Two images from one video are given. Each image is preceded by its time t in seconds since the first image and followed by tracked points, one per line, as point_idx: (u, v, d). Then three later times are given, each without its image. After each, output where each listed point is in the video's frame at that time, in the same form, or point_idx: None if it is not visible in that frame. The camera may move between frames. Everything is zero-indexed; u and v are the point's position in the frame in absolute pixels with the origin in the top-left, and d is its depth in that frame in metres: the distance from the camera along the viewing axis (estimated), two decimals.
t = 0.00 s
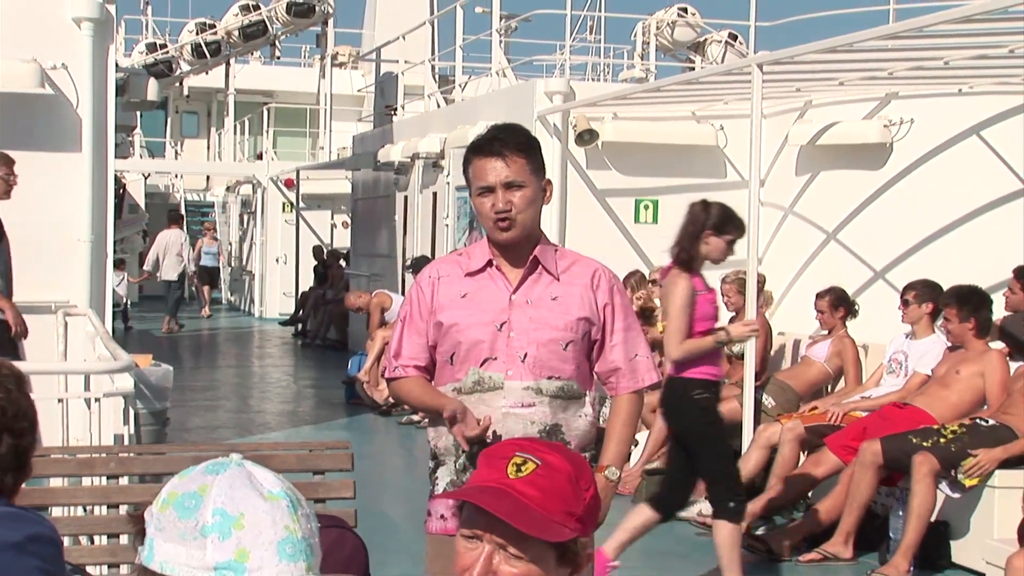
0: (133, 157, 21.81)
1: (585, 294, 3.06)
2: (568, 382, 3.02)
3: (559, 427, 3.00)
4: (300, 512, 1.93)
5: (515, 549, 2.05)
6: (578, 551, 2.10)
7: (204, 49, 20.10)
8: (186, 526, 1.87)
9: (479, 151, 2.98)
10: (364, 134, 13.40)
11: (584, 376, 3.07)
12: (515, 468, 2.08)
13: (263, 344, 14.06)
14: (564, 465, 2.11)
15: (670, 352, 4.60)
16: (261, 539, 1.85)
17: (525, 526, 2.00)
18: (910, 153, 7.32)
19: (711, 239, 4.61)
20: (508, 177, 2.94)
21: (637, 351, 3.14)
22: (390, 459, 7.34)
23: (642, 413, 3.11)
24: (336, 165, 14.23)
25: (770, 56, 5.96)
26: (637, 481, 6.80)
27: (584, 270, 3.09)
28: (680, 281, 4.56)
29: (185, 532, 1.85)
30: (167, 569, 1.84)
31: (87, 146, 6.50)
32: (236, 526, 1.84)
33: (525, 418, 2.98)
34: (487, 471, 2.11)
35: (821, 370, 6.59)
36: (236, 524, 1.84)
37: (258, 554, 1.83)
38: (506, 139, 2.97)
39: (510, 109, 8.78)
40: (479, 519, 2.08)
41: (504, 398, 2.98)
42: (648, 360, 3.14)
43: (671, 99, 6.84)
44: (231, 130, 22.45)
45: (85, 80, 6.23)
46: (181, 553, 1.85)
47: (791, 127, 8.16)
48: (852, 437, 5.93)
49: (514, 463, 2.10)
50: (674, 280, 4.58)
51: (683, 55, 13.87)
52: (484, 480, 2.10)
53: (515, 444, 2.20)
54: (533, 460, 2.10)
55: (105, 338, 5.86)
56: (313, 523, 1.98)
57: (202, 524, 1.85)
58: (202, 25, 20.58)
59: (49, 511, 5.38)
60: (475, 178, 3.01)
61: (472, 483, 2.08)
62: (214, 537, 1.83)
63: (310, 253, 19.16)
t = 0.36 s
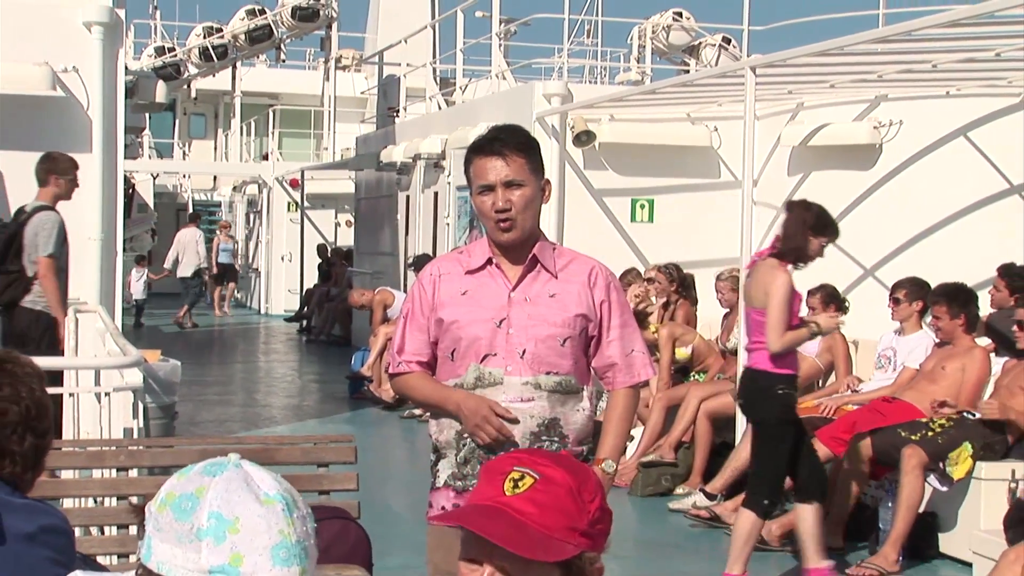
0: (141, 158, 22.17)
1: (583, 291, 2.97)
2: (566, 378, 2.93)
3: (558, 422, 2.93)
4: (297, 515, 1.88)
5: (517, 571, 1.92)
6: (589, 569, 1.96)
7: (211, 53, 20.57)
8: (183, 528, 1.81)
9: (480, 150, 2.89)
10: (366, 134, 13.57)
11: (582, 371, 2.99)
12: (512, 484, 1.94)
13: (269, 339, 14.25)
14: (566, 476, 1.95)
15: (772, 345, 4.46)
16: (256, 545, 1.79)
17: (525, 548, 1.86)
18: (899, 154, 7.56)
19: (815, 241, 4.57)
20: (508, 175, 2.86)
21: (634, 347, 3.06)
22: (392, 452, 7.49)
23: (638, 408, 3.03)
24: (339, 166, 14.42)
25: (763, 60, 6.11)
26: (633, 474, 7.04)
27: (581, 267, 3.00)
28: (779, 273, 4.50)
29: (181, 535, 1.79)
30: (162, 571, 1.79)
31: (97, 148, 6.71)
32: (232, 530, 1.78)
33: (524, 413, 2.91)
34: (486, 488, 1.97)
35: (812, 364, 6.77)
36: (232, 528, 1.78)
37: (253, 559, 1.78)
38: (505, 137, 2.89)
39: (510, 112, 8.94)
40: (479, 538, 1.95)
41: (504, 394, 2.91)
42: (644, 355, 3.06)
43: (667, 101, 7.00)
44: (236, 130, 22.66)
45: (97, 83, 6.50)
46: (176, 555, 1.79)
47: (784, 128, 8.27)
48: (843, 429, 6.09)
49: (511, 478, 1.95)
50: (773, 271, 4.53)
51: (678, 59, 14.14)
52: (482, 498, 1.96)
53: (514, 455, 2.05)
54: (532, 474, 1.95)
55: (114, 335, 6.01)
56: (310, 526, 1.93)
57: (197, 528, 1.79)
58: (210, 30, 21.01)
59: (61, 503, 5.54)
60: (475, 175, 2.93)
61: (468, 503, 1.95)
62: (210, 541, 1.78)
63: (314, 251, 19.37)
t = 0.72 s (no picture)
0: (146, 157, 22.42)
1: (581, 289, 3.10)
2: (565, 372, 3.06)
3: (556, 416, 3.06)
4: (219, 513, 1.69)
5: (516, 541, 1.95)
6: (580, 540, 2.02)
7: (217, 55, 20.88)
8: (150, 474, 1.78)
9: (480, 151, 3.03)
10: (369, 135, 13.74)
11: (579, 366, 3.12)
12: (504, 459, 1.99)
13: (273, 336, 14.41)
14: (553, 450, 2.03)
15: (855, 340, 4.72)
16: (154, 507, 1.69)
17: (524, 514, 1.91)
18: (892, 153, 7.81)
19: (903, 242, 4.74)
20: (508, 176, 3.00)
21: (631, 342, 3.19)
22: (394, 446, 7.65)
23: (635, 403, 3.13)
24: (342, 166, 14.58)
25: (757, 62, 6.26)
26: (629, 467, 7.15)
27: (579, 265, 3.13)
28: (862, 269, 4.75)
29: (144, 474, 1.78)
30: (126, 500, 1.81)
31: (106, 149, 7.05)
32: (153, 484, 1.71)
33: (523, 408, 3.04)
34: (476, 466, 2.01)
35: (805, 361, 6.92)
36: (155, 479, 1.72)
37: (145, 517, 1.68)
38: (503, 140, 3.03)
39: (509, 113, 9.10)
40: (479, 513, 1.98)
41: (503, 388, 3.03)
42: (640, 351, 3.18)
43: (662, 102, 7.17)
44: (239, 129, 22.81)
45: (108, 86, 6.89)
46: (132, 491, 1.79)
47: (776, 129, 8.42)
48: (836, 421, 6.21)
49: (503, 454, 2.01)
50: (859, 267, 4.76)
51: (673, 61, 14.38)
52: (474, 476, 2.00)
53: (499, 437, 2.11)
54: (521, 449, 2.02)
55: (123, 332, 6.17)
56: (240, 540, 1.70)
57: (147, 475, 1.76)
58: (217, 34, 21.37)
59: (72, 495, 5.71)
60: (476, 176, 3.07)
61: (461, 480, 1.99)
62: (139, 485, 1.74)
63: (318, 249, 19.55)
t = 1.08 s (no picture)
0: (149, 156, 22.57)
1: (578, 285, 3.21)
2: (562, 367, 3.17)
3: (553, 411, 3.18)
4: (162, 512, 1.81)
5: (519, 507, 2.07)
6: (574, 502, 2.15)
7: (221, 56, 21.11)
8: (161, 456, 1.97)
9: (481, 149, 3.11)
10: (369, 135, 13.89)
11: (576, 361, 3.23)
12: (501, 432, 2.09)
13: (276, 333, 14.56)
14: (544, 420, 2.15)
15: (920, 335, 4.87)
16: (119, 489, 1.87)
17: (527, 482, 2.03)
18: (882, 153, 7.94)
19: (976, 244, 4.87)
20: (507, 175, 3.08)
21: (627, 339, 3.29)
22: (395, 440, 7.78)
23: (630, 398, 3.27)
24: (343, 165, 14.72)
25: (751, 64, 6.39)
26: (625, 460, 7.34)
27: (576, 262, 3.23)
28: (931, 268, 4.92)
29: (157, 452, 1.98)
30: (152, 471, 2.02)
31: (112, 149, 7.20)
32: (132, 467, 1.90)
33: (522, 400, 3.16)
34: (473, 441, 2.11)
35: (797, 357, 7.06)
36: (139, 462, 1.90)
37: (112, 494, 1.88)
38: (504, 140, 3.10)
39: (508, 113, 9.24)
40: (480, 486, 2.08)
41: (502, 383, 3.15)
42: (636, 347, 3.29)
43: (658, 103, 7.30)
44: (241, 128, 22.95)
45: (115, 88, 7.07)
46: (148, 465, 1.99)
47: (769, 130, 8.65)
48: (828, 416, 6.36)
49: (498, 428, 2.11)
50: (927, 266, 4.94)
51: (668, 63, 14.55)
52: (472, 451, 2.10)
53: (487, 413, 2.21)
54: (515, 421, 2.12)
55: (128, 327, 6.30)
56: (176, 545, 1.80)
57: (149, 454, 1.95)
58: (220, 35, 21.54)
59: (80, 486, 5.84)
60: (476, 175, 3.15)
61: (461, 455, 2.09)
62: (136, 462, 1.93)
63: (320, 247, 19.70)
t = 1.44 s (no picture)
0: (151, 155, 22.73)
1: (573, 283, 3.22)
2: (557, 364, 3.17)
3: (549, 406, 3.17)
4: (147, 525, 1.79)
5: (515, 493, 2.13)
6: (568, 490, 2.22)
7: (223, 58, 21.28)
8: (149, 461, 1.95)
9: (483, 146, 3.09)
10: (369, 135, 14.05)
11: (571, 357, 3.23)
12: (498, 421, 2.16)
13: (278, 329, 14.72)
14: (540, 410, 2.21)
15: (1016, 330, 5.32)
16: (106, 499, 1.85)
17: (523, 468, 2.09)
18: (870, 152, 8.16)
19: None
20: (507, 174, 3.07)
21: (620, 335, 3.31)
22: (394, 434, 7.93)
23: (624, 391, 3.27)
24: (344, 165, 14.89)
25: (742, 66, 6.53)
26: (619, 454, 7.43)
27: (571, 260, 3.24)
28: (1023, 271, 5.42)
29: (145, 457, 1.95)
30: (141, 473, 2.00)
31: (116, 149, 7.36)
32: (119, 476, 1.88)
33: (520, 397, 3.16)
34: (472, 431, 2.17)
35: (788, 352, 7.23)
36: (127, 472, 1.88)
37: (99, 503, 1.87)
38: (504, 140, 3.10)
39: (504, 113, 9.39)
40: (477, 473, 2.14)
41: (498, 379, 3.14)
42: (630, 342, 3.32)
43: (652, 104, 7.45)
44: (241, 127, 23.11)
45: (120, 89, 7.20)
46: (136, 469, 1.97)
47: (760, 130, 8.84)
48: (817, 412, 6.51)
49: (495, 417, 2.17)
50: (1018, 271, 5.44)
51: (662, 65, 14.75)
52: (470, 440, 2.16)
53: (485, 404, 2.26)
54: (512, 412, 2.18)
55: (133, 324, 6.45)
56: (161, 557, 1.79)
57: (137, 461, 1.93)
58: (223, 37, 21.72)
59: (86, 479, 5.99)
60: (476, 171, 3.13)
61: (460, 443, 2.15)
62: (123, 470, 1.91)
63: (321, 246, 19.88)
